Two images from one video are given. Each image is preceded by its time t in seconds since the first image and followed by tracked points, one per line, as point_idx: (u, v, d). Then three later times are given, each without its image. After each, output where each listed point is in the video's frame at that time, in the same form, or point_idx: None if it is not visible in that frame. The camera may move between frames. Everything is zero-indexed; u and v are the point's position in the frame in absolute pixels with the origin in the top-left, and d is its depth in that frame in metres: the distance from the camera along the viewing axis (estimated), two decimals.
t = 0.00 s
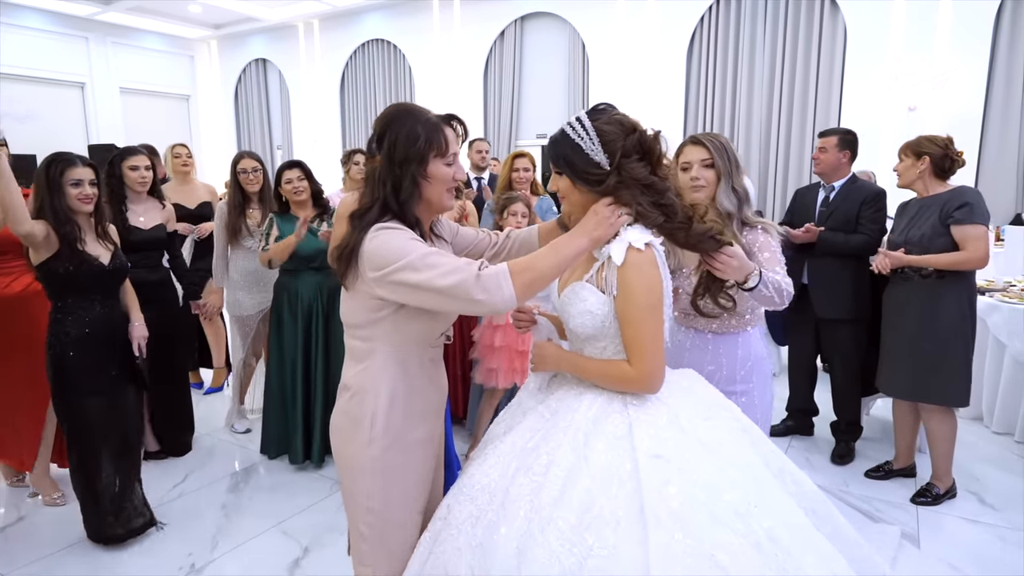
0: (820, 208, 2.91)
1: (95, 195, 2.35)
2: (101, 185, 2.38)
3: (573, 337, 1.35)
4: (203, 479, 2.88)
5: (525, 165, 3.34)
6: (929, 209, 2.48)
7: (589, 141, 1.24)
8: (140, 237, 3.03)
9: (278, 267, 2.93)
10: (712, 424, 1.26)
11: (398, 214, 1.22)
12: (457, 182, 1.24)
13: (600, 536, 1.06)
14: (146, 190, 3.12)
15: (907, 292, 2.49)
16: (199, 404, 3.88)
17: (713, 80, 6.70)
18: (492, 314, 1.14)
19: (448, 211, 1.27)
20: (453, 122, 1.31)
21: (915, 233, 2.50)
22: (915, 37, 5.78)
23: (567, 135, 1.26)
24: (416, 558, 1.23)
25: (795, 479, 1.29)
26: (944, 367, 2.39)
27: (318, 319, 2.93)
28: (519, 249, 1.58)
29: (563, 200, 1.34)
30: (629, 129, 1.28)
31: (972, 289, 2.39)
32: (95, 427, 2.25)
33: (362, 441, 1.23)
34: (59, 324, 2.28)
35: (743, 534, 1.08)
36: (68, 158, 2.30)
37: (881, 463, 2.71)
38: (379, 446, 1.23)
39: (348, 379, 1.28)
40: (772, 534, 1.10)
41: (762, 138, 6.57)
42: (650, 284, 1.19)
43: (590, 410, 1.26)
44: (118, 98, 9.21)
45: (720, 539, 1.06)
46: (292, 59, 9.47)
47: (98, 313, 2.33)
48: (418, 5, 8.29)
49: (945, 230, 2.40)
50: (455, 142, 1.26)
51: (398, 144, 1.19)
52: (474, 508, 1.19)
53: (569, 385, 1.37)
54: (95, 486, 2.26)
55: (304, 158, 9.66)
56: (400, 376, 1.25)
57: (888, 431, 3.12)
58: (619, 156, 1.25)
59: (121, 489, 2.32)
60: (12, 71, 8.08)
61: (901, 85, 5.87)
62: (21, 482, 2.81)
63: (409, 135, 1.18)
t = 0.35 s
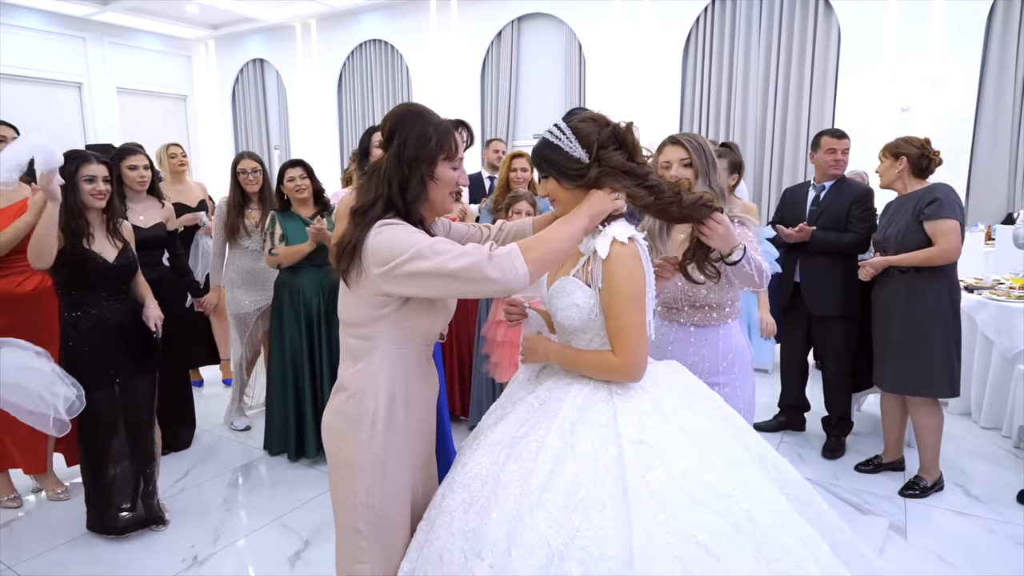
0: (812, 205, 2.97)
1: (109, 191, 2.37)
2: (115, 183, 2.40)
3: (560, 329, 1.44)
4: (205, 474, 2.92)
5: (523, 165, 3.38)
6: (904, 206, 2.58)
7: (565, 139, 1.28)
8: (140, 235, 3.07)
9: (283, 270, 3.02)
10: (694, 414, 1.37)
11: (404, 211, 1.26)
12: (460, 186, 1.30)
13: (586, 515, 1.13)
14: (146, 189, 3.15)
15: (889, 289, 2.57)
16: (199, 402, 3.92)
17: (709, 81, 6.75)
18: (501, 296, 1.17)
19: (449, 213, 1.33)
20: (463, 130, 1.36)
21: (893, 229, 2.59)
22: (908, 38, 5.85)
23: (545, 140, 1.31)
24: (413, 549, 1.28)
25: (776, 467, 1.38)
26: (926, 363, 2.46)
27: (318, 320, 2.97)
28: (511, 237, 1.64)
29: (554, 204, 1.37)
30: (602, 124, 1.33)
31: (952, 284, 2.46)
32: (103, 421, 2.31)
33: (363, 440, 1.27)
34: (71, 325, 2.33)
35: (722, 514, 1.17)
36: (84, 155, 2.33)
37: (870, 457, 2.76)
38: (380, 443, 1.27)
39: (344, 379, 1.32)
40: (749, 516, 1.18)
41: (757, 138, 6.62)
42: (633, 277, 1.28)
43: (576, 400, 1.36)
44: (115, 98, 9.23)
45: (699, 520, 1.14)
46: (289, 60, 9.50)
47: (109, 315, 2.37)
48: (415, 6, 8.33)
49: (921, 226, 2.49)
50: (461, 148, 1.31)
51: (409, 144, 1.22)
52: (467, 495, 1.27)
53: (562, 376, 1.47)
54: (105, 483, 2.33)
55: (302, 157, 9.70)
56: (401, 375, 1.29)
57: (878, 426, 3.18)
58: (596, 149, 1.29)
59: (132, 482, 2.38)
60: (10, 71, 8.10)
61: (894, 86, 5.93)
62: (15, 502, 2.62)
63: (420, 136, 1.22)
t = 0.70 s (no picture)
0: (810, 207, 3.01)
1: (120, 195, 2.40)
2: (126, 185, 2.42)
3: (556, 330, 1.45)
4: (203, 475, 2.92)
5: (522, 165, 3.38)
6: (895, 207, 2.60)
7: (563, 141, 1.29)
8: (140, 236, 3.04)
9: (279, 272, 3.01)
10: (688, 411, 1.40)
11: (408, 211, 1.26)
12: (463, 183, 1.31)
13: (582, 511, 1.17)
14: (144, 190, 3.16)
15: (882, 290, 2.60)
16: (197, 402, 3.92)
17: (706, 81, 6.77)
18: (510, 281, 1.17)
19: (452, 212, 1.34)
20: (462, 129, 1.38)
21: (884, 229, 2.61)
22: (903, 39, 5.88)
23: (541, 143, 1.32)
24: (413, 546, 1.30)
25: (769, 463, 1.42)
26: (919, 362, 2.48)
27: (314, 321, 2.99)
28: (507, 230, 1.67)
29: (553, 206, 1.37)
30: (597, 124, 1.33)
31: (945, 283, 2.48)
32: (124, 429, 2.32)
33: (368, 437, 1.28)
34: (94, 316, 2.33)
35: (715, 509, 1.20)
36: (93, 159, 2.35)
37: (866, 456, 2.79)
38: (385, 440, 1.28)
39: (348, 377, 1.33)
40: (742, 511, 1.22)
41: (753, 139, 6.64)
42: (628, 276, 1.31)
43: (572, 398, 1.39)
44: (111, 97, 9.21)
45: (693, 516, 1.18)
46: (286, 59, 9.49)
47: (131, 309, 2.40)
48: (412, 6, 8.34)
49: (911, 227, 2.51)
50: (461, 146, 1.32)
51: (410, 144, 1.24)
52: (465, 492, 1.29)
53: (559, 375, 1.47)
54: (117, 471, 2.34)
55: (299, 157, 9.69)
56: (406, 373, 1.30)
57: (874, 426, 3.21)
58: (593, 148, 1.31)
59: (148, 485, 2.39)
60: (5, 70, 8.08)
61: (890, 86, 5.96)
62: (31, 515, 2.56)
63: (421, 137, 1.23)
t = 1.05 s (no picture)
0: (809, 209, 3.04)
1: (122, 195, 2.34)
2: (127, 185, 2.37)
3: (560, 331, 1.43)
4: (200, 480, 2.89)
5: (521, 165, 3.37)
6: (900, 208, 2.61)
7: (565, 143, 1.28)
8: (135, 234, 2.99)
9: (273, 276, 2.98)
10: (691, 414, 1.37)
11: (421, 211, 1.25)
12: (474, 183, 1.30)
13: (588, 516, 1.15)
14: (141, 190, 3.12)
15: (885, 291, 2.60)
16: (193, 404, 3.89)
17: (701, 81, 6.78)
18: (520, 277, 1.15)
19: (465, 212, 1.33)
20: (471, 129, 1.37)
21: (889, 230, 2.62)
22: (897, 41, 5.91)
23: (544, 145, 1.31)
24: (417, 549, 1.28)
25: (774, 466, 1.41)
26: (919, 361, 2.49)
27: (311, 322, 2.96)
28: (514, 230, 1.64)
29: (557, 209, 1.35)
30: (597, 125, 1.32)
31: (946, 287, 2.50)
32: (121, 434, 2.27)
33: (374, 433, 1.27)
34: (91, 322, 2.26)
35: (720, 513, 1.19)
36: (93, 158, 2.31)
37: (866, 457, 2.80)
38: (391, 437, 1.27)
39: (356, 375, 1.32)
40: (749, 515, 1.21)
41: (748, 139, 6.66)
42: (631, 273, 1.27)
43: (577, 401, 1.35)
44: (101, 96, 9.11)
45: (701, 520, 1.16)
46: (279, 58, 9.43)
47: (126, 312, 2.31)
48: (407, 5, 8.31)
49: (916, 229, 2.52)
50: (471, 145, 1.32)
51: (421, 144, 1.23)
52: (469, 497, 1.27)
53: (563, 380, 1.43)
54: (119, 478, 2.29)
55: (292, 157, 9.63)
56: (415, 372, 1.29)
57: (872, 426, 3.22)
58: (598, 149, 1.30)
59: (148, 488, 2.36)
60: None
61: (884, 87, 5.99)
62: (21, 524, 2.52)
63: (431, 136, 1.23)
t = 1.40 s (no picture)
0: (792, 208, 3.06)
1: (97, 194, 2.26)
2: (103, 185, 2.29)
3: (558, 332, 1.38)
4: (182, 487, 2.82)
5: (508, 165, 3.33)
6: (892, 209, 2.62)
7: (573, 142, 1.24)
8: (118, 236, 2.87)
9: (257, 277, 2.91)
10: (693, 415, 1.30)
11: (426, 211, 1.22)
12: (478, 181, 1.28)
13: (589, 522, 1.08)
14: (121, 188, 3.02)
15: (879, 291, 2.61)
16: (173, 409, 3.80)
17: (684, 82, 6.79)
18: (526, 280, 1.13)
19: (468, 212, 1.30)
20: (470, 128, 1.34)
21: (881, 231, 2.63)
22: (879, 43, 5.97)
23: (548, 143, 1.25)
24: (412, 557, 1.22)
25: (773, 468, 1.35)
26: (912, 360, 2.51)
27: (296, 323, 2.88)
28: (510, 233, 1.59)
29: (559, 208, 1.31)
30: (599, 124, 1.30)
31: (939, 287, 2.51)
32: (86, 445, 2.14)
33: (373, 438, 1.22)
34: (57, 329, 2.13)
35: (727, 517, 1.11)
36: (67, 156, 2.22)
37: (855, 457, 2.81)
38: (390, 441, 1.22)
39: (354, 379, 1.27)
40: (752, 518, 1.13)
41: (731, 140, 6.69)
42: (631, 273, 1.23)
43: (577, 402, 1.29)
44: (75, 92, 8.88)
45: (703, 523, 1.09)
46: (259, 55, 9.29)
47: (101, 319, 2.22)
48: (390, 3, 8.22)
49: (909, 229, 2.53)
50: (473, 144, 1.29)
51: (426, 145, 1.21)
52: (465, 504, 1.20)
53: (560, 380, 1.38)
54: (80, 494, 2.14)
55: (272, 156, 9.49)
56: (415, 376, 1.24)
57: (860, 425, 3.24)
58: (604, 149, 1.27)
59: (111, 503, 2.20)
60: None
61: (865, 89, 6.06)
62: None
63: (436, 136, 1.21)
